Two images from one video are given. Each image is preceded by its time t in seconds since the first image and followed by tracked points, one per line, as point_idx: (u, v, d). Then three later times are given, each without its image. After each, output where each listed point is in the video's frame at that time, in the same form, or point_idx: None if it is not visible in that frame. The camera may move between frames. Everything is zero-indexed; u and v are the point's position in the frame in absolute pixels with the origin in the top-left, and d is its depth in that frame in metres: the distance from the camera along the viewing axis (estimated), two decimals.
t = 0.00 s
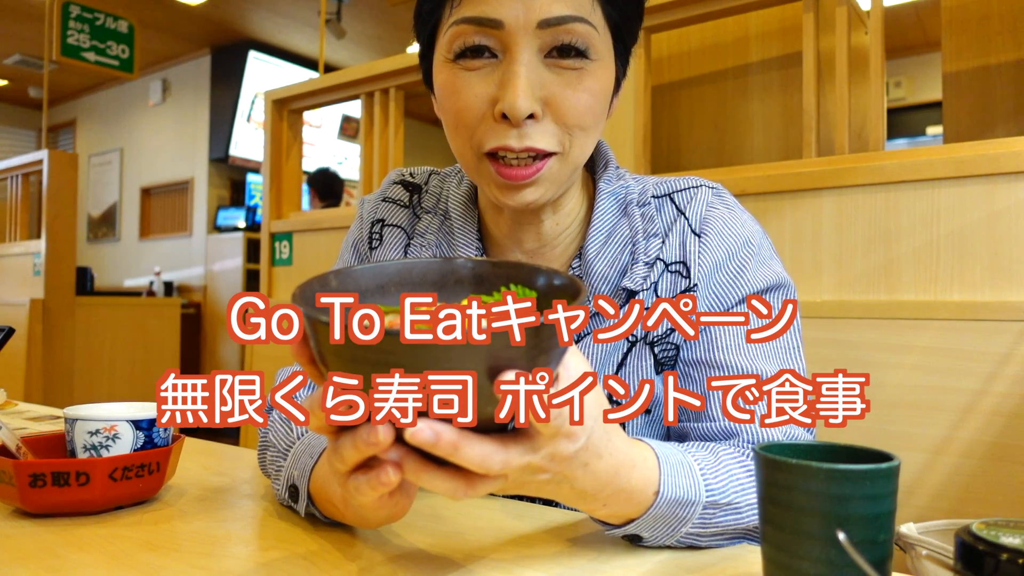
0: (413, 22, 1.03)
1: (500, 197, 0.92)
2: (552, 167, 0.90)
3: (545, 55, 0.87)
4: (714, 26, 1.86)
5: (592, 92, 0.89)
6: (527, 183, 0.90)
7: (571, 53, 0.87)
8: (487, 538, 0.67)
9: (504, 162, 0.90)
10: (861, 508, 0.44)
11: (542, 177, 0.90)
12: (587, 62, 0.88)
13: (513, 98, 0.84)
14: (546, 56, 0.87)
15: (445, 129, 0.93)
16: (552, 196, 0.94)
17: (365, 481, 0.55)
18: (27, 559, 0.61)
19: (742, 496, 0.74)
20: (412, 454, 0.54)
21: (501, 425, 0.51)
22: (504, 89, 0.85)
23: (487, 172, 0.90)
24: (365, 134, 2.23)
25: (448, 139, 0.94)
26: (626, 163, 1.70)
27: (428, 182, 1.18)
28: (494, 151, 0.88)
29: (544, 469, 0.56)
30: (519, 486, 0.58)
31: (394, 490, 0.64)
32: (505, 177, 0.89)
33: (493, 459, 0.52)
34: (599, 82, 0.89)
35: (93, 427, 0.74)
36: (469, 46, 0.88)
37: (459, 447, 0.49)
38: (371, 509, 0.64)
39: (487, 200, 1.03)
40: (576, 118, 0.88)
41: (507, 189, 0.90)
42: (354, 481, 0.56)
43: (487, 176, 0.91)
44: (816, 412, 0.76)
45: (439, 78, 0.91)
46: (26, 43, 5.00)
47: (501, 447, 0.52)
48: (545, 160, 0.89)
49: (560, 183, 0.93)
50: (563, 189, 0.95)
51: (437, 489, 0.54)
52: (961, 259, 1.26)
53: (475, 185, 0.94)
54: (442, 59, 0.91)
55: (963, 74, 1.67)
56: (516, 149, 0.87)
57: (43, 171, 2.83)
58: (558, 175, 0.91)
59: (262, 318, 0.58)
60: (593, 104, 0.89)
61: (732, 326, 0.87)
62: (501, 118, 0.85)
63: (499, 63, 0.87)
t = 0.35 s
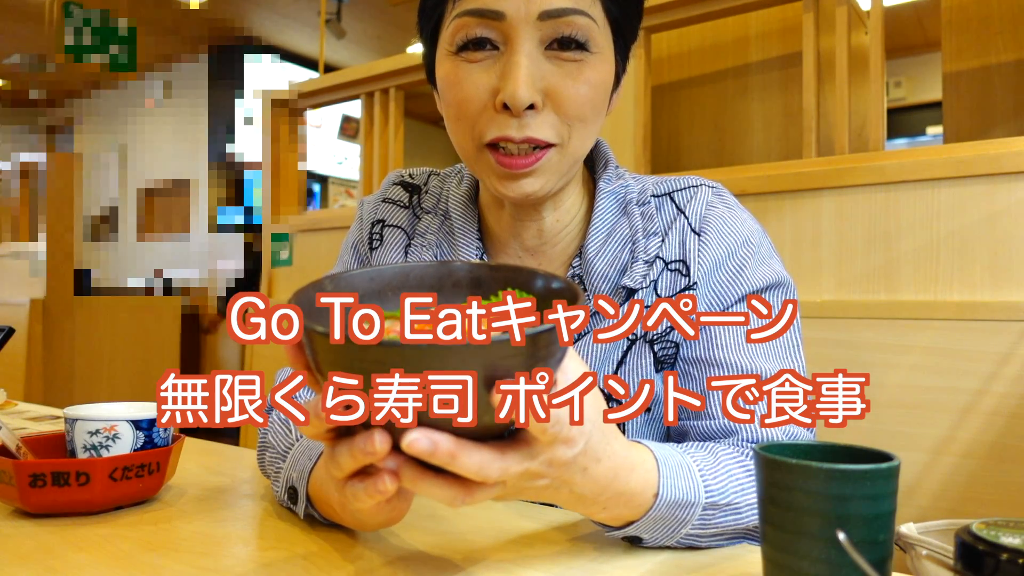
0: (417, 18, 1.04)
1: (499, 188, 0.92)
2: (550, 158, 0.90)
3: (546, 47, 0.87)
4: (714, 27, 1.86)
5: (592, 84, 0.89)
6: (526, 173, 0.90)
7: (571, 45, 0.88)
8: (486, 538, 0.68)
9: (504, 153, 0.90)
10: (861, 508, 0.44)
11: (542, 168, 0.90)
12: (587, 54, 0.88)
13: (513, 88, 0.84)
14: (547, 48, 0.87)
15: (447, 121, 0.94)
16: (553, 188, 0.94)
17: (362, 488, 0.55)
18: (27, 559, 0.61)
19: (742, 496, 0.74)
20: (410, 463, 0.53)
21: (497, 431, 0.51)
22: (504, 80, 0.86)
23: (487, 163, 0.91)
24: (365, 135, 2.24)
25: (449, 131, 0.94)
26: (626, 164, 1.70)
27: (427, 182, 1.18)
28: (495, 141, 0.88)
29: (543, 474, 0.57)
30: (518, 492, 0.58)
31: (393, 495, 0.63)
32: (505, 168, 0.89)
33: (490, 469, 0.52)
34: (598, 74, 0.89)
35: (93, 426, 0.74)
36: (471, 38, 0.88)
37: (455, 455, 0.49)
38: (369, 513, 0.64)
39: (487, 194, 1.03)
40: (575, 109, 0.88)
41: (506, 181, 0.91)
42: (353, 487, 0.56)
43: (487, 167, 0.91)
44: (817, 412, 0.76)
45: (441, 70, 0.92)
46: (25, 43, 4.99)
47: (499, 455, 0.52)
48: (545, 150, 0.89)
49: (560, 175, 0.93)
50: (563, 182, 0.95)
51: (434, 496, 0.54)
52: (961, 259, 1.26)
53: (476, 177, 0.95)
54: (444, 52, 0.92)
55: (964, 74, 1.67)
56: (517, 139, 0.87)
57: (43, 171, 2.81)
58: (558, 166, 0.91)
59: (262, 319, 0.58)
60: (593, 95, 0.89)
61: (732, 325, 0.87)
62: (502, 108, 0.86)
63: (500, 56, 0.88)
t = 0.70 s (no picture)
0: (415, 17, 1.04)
1: (500, 184, 0.92)
2: (550, 152, 0.90)
3: (545, 42, 0.87)
4: (714, 26, 1.86)
5: (592, 77, 0.89)
6: (526, 168, 0.90)
7: (570, 40, 0.88)
8: (487, 538, 0.68)
9: (504, 148, 0.90)
10: (861, 508, 0.44)
11: (542, 163, 0.90)
12: (587, 48, 0.89)
13: (512, 83, 0.85)
14: (546, 43, 0.87)
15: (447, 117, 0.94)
16: (553, 184, 0.94)
17: (362, 490, 0.55)
18: (27, 559, 0.61)
19: (742, 496, 0.74)
20: (410, 465, 0.53)
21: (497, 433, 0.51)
22: (503, 73, 0.86)
23: (488, 158, 0.91)
24: (365, 135, 2.24)
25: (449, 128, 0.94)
26: (626, 163, 1.70)
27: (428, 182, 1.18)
28: (495, 136, 0.89)
29: (543, 476, 0.57)
30: (519, 493, 0.58)
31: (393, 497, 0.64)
32: (506, 163, 0.90)
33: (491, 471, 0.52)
34: (598, 68, 0.89)
35: (93, 426, 0.74)
36: (470, 34, 0.88)
37: (456, 456, 0.49)
38: (368, 514, 0.64)
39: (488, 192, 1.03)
40: (575, 103, 0.88)
41: (507, 177, 0.91)
42: (352, 489, 0.56)
43: (488, 162, 0.91)
44: (816, 412, 0.76)
45: (441, 67, 0.92)
46: (26, 44, 5.00)
47: (499, 457, 0.52)
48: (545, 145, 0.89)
49: (561, 170, 0.93)
50: (564, 178, 0.95)
51: (435, 498, 0.54)
52: (961, 259, 1.26)
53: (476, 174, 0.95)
54: (443, 49, 0.92)
55: (963, 75, 1.67)
56: (516, 133, 0.87)
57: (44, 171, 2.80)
58: (558, 160, 0.91)
59: (261, 320, 0.58)
60: (593, 89, 0.89)
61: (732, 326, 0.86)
62: (501, 103, 0.86)
63: (499, 51, 0.88)
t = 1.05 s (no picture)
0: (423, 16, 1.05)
1: (505, 175, 0.92)
2: (555, 143, 0.89)
3: (551, 34, 0.88)
4: (714, 26, 1.86)
5: (597, 69, 0.89)
6: (531, 158, 0.89)
7: (576, 32, 0.88)
8: (488, 539, 0.68)
9: (510, 139, 0.90)
10: (861, 508, 0.44)
11: (548, 154, 0.90)
12: (593, 40, 0.89)
13: (519, 70, 0.85)
14: (553, 35, 0.88)
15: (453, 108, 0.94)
16: (558, 178, 0.93)
17: (363, 491, 0.56)
18: (27, 559, 0.61)
19: (743, 497, 0.74)
20: (411, 465, 0.53)
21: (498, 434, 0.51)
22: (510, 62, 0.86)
23: (493, 149, 0.91)
24: (365, 134, 2.24)
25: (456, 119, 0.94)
26: (626, 162, 1.70)
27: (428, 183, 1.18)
28: (501, 125, 0.88)
29: (545, 478, 0.57)
30: (521, 497, 0.58)
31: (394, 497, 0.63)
32: (512, 153, 0.89)
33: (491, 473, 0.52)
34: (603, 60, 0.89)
35: (93, 427, 0.74)
36: (477, 25, 0.89)
37: (456, 456, 0.49)
38: (369, 513, 0.65)
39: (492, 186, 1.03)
40: (581, 94, 0.88)
41: (512, 167, 0.90)
42: (353, 488, 0.56)
43: (493, 152, 0.91)
44: (817, 412, 0.77)
45: (448, 58, 0.92)
46: (26, 44, 5.00)
47: (501, 457, 0.52)
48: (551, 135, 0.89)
49: (566, 163, 0.93)
50: (568, 171, 0.95)
51: (435, 498, 0.54)
52: (961, 259, 1.26)
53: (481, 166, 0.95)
54: (450, 42, 0.92)
55: (963, 75, 1.67)
56: (522, 122, 0.87)
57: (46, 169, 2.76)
58: (564, 152, 0.91)
59: (261, 320, 0.58)
60: (598, 80, 0.89)
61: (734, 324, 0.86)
62: (508, 91, 0.86)
63: (506, 42, 0.88)
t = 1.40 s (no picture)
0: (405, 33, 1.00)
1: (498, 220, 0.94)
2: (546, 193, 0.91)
3: (538, 88, 0.85)
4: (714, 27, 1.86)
5: (585, 120, 0.88)
6: (522, 209, 0.91)
7: (563, 83, 0.86)
8: (489, 539, 0.68)
9: (499, 190, 0.91)
10: (861, 508, 0.44)
11: (539, 202, 0.92)
12: (580, 91, 0.87)
13: (504, 138, 0.84)
14: (539, 89, 0.85)
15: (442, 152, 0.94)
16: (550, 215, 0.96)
17: (359, 502, 0.56)
18: (27, 559, 0.61)
19: (743, 499, 0.74)
20: (405, 478, 0.53)
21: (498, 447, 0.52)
22: (495, 125, 0.85)
23: (485, 199, 0.93)
24: (365, 134, 2.25)
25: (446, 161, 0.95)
26: (626, 163, 1.70)
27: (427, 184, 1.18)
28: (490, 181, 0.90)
29: (545, 488, 0.57)
30: (521, 507, 0.58)
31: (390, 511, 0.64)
32: (502, 205, 0.91)
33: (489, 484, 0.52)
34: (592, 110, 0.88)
35: (93, 427, 0.74)
36: (459, 77, 0.87)
37: (454, 466, 0.49)
38: (365, 521, 0.64)
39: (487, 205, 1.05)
40: (569, 147, 0.88)
41: (504, 217, 0.93)
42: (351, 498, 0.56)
43: (485, 200, 0.93)
44: (816, 412, 0.77)
45: (434, 106, 0.91)
46: (26, 45, 5.00)
47: (498, 469, 0.52)
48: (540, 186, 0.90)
49: (558, 202, 0.94)
50: (561, 206, 0.97)
51: (432, 510, 0.54)
52: (961, 259, 1.26)
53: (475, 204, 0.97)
54: (434, 87, 0.90)
55: (963, 74, 1.67)
56: (510, 181, 0.89)
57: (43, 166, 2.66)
58: (555, 196, 0.93)
59: (262, 320, 0.58)
60: (585, 132, 0.89)
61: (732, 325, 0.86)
62: (494, 155, 0.86)
63: (490, 96, 0.86)
